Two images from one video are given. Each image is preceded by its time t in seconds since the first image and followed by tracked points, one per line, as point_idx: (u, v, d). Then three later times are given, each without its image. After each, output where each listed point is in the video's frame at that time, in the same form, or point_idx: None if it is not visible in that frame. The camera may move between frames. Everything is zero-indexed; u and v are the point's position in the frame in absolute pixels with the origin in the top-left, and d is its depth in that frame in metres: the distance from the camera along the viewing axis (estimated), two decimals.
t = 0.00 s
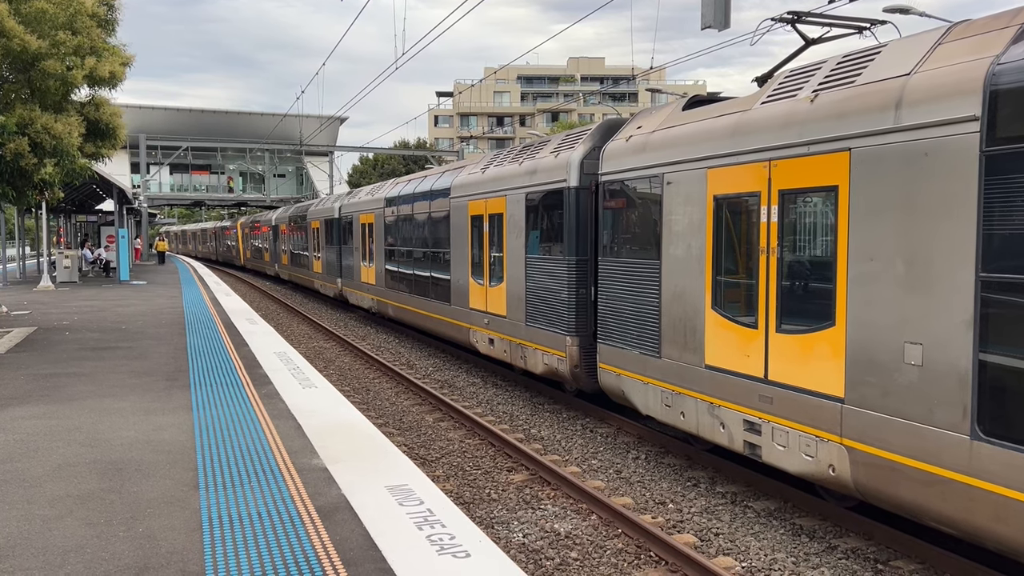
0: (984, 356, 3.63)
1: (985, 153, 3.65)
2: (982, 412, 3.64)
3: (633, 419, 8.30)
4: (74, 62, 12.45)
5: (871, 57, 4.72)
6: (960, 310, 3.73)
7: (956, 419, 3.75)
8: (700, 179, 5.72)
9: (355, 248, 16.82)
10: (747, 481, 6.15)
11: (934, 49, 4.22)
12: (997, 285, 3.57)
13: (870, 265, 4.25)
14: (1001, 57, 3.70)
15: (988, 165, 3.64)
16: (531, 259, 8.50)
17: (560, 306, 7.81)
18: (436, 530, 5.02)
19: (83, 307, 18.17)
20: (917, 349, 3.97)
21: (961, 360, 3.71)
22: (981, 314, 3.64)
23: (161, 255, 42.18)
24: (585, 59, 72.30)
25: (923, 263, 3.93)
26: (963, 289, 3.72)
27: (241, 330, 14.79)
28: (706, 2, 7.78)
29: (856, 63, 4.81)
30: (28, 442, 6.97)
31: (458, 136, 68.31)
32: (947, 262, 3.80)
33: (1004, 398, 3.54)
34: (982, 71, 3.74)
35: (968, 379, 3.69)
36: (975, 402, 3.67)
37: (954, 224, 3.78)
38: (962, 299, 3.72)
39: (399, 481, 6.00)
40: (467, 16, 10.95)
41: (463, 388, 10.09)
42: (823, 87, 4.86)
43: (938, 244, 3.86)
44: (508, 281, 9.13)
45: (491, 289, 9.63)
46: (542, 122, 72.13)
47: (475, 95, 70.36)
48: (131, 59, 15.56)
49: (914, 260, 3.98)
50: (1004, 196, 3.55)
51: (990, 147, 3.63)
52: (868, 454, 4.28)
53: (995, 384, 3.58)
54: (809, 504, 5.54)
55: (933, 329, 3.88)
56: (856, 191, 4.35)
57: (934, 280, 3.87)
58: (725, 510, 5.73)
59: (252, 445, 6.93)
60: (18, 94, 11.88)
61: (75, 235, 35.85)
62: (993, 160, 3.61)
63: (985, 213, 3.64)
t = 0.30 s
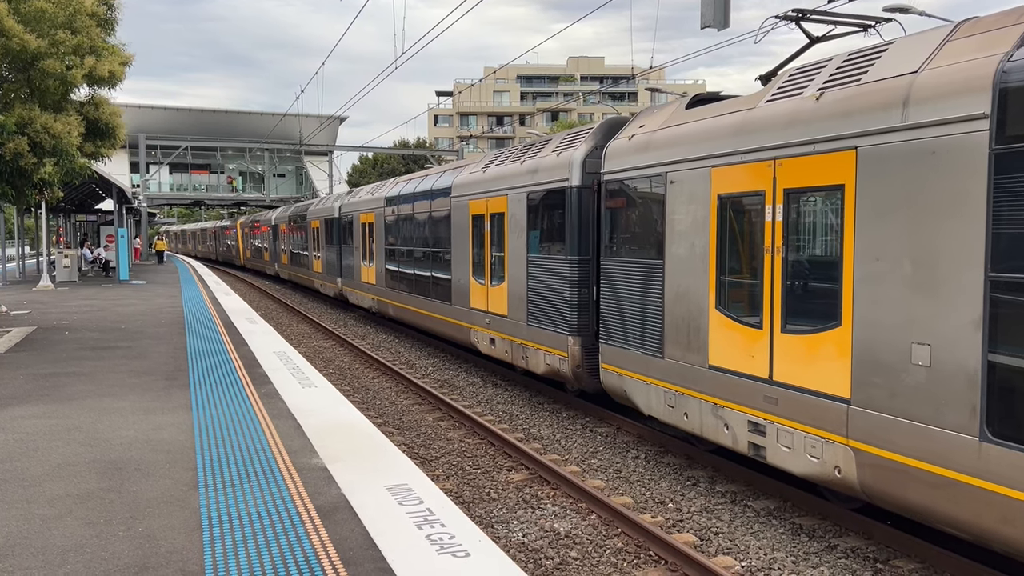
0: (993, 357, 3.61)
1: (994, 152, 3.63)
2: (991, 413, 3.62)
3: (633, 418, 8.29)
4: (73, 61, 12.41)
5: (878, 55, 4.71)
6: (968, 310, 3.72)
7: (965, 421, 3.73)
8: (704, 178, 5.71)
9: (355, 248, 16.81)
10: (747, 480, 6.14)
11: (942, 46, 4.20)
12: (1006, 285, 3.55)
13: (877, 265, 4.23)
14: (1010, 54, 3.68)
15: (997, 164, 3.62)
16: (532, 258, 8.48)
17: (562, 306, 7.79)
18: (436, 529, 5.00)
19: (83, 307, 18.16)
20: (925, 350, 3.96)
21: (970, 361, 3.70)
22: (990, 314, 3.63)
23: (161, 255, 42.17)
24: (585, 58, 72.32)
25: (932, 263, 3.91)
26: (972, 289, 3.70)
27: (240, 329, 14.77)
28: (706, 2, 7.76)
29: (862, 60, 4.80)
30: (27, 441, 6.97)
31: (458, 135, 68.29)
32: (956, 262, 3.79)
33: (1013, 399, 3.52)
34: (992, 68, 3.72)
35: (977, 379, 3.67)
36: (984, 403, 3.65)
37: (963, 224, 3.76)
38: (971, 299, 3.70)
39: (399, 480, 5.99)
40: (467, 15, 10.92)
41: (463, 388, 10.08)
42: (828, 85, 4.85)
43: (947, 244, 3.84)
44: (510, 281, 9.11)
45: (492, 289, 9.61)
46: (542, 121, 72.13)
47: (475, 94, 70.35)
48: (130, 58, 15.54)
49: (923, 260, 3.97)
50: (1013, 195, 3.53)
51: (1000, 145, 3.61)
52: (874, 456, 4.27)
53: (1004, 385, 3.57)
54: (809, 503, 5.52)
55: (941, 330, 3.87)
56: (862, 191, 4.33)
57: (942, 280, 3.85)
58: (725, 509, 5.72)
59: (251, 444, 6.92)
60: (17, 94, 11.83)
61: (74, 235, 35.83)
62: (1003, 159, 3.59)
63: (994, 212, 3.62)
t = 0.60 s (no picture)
0: (1008, 358, 3.60)
1: (1009, 149, 3.61)
2: (1006, 416, 3.61)
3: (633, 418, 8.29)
4: (72, 60, 12.39)
5: (888, 52, 4.71)
6: (983, 310, 3.71)
7: (980, 424, 3.72)
8: (710, 176, 5.70)
9: (355, 247, 16.82)
10: (747, 479, 6.14)
11: (954, 42, 4.19)
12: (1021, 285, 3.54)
13: (888, 264, 4.23)
14: None
15: (1011, 162, 3.61)
16: (534, 258, 8.48)
17: (565, 306, 7.78)
18: (435, 529, 5.00)
19: (82, 306, 18.17)
20: (938, 351, 3.95)
21: (984, 362, 3.69)
22: (1005, 315, 3.62)
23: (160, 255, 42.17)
24: (585, 57, 72.33)
25: (945, 262, 3.91)
26: (986, 289, 3.70)
27: (239, 329, 14.78)
28: (706, 2, 7.76)
29: (872, 57, 4.80)
30: (27, 440, 6.97)
31: (458, 135, 68.29)
32: (970, 262, 3.78)
33: None
34: (1006, 64, 3.71)
35: (992, 381, 3.66)
36: (999, 404, 3.64)
37: (977, 224, 3.75)
38: (985, 299, 3.70)
39: (398, 479, 6.00)
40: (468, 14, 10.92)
41: (463, 387, 10.09)
42: (838, 82, 4.85)
43: (960, 243, 3.83)
44: (512, 280, 9.11)
45: (494, 289, 9.61)
46: (541, 120, 72.15)
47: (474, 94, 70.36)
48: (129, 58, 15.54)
49: (935, 260, 3.96)
50: None
51: (1015, 142, 3.60)
52: (885, 459, 4.26)
53: (1020, 387, 3.55)
54: (809, 503, 5.52)
55: (953, 330, 3.87)
56: (873, 190, 4.33)
57: (955, 280, 3.85)
58: (725, 509, 5.72)
59: (251, 443, 6.93)
60: (17, 93, 11.80)
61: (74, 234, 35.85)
62: (1018, 156, 3.58)
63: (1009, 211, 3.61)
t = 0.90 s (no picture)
0: None
1: None
2: None
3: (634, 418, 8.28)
4: (72, 60, 12.36)
5: (905, 46, 4.69)
6: (1005, 312, 3.67)
7: (1003, 429, 3.67)
8: (720, 174, 5.67)
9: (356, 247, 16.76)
10: (746, 479, 6.12)
11: (975, 37, 4.16)
12: None
13: (906, 265, 4.20)
14: None
15: None
16: (538, 258, 8.46)
17: (569, 306, 7.75)
18: (435, 528, 4.97)
19: (82, 306, 18.15)
20: (958, 354, 3.91)
21: (1006, 365, 3.65)
22: None
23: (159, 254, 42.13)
24: (585, 57, 72.26)
25: (966, 262, 3.88)
26: (1008, 290, 3.66)
27: (239, 329, 14.75)
28: (705, 1, 7.75)
29: (888, 52, 4.78)
30: (27, 440, 6.96)
31: (458, 134, 68.18)
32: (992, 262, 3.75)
33: None
34: None
35: (1015, 384, 3.61)
36: None
37: (999, 223, 3.72)
38: (1008, 301, 3.66)
39: (398, 479, 5.98)
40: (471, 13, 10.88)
41: (462, 386, 10.07)
42: (853, 78, 4.83)
43: (982, 243, 3.81)
44: (516, 280, 9.08)
45: (497, 288, 9.59)
46: (542, 120, 72.08)
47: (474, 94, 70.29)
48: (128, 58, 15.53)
49: (956, 260, 3.93)
50: None
51: None
52: (902, 464, 4.23)
53: None
54: (808, 502, 5.50)
55: (974, 331, 3.83)
56: (892, 189, 4.30)
57: (977, 280, 3.82)
58: (724, 508, 5.69)
59: (250, 442, 6.93)
60: (16, 93, 11.74)
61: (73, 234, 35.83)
62: None
63: None
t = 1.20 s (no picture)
0: None
1: None
2: None
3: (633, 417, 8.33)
4: (71, 60, 12.41)
5: (928, 40, 4.52)
6: None
7: None
8: (734, 173, 5.55)
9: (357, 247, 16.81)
10: (746, 479, 6.18)
11: (1002, 30, 4.00)
12: None
13: (930, 265, 4.05)
14: None
15: None
16: (544, 258, 8.50)
17: (577, 307, 7.74)
18: (435, 528, 5.03)
19: (82, 306, 18.22)
20: (987, 358, 3.75)
21: None
22: None
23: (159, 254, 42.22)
24: (585, 57, 72.37)
25: (994, 262, 3.73)
26: None
27: (239, 329, 14.80)
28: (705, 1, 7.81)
29: (911, 46, 4.61)
30: (27, 440, 7.01)
31: (457, 134, 68.29)
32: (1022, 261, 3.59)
33: None
34: None
35: None
36: None
37: None
38: None
39: (398, 479, 6.03)
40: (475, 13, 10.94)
41: (462, 386, 10.12)
42: (872, 73, 4.68)
43: (1011, 242, 3.65)
44: (521, 280, 9.12)
45: (501, 289, 9.63)
46: (541, 120, 72.19)
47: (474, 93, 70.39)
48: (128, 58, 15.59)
49: (984, 259, 3.78)
50: None
51: None
52: (926, 471, 4.08)
53: None
54: (808, 502, 5.56)
55: (1002, 334, 3.68)
56: (916, 187, 4.15)
57: (1006, 280, 3.66)
58: (724, 508, 5.75)
59: (250, 442, 6.99)
60: (16, 93, 11.79)
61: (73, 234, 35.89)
62: None
63: None
